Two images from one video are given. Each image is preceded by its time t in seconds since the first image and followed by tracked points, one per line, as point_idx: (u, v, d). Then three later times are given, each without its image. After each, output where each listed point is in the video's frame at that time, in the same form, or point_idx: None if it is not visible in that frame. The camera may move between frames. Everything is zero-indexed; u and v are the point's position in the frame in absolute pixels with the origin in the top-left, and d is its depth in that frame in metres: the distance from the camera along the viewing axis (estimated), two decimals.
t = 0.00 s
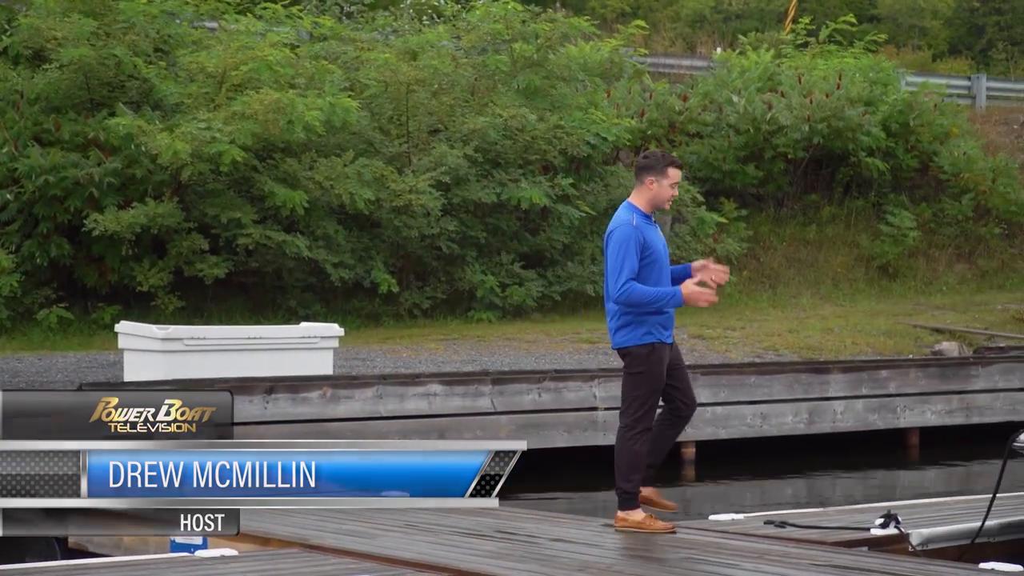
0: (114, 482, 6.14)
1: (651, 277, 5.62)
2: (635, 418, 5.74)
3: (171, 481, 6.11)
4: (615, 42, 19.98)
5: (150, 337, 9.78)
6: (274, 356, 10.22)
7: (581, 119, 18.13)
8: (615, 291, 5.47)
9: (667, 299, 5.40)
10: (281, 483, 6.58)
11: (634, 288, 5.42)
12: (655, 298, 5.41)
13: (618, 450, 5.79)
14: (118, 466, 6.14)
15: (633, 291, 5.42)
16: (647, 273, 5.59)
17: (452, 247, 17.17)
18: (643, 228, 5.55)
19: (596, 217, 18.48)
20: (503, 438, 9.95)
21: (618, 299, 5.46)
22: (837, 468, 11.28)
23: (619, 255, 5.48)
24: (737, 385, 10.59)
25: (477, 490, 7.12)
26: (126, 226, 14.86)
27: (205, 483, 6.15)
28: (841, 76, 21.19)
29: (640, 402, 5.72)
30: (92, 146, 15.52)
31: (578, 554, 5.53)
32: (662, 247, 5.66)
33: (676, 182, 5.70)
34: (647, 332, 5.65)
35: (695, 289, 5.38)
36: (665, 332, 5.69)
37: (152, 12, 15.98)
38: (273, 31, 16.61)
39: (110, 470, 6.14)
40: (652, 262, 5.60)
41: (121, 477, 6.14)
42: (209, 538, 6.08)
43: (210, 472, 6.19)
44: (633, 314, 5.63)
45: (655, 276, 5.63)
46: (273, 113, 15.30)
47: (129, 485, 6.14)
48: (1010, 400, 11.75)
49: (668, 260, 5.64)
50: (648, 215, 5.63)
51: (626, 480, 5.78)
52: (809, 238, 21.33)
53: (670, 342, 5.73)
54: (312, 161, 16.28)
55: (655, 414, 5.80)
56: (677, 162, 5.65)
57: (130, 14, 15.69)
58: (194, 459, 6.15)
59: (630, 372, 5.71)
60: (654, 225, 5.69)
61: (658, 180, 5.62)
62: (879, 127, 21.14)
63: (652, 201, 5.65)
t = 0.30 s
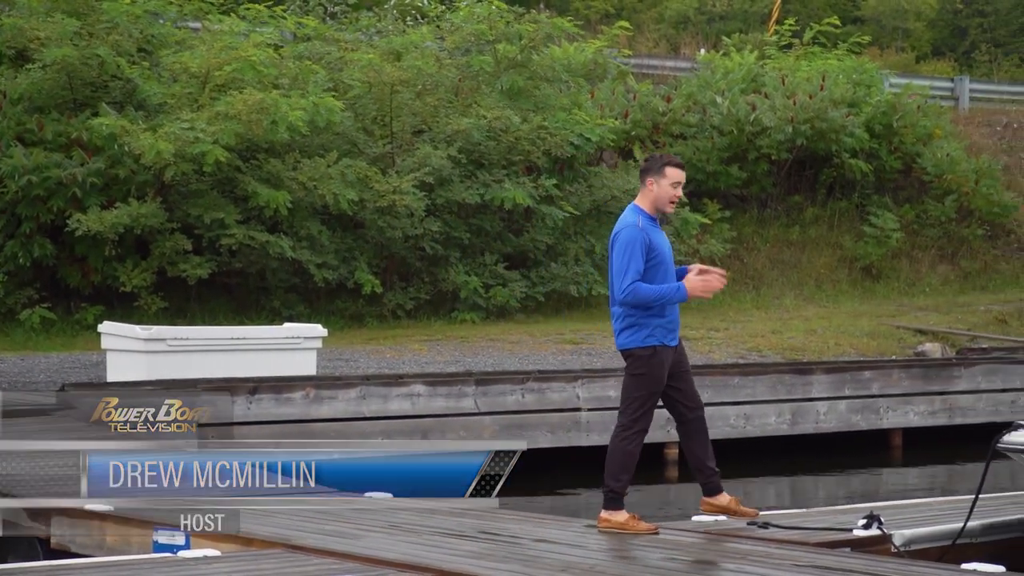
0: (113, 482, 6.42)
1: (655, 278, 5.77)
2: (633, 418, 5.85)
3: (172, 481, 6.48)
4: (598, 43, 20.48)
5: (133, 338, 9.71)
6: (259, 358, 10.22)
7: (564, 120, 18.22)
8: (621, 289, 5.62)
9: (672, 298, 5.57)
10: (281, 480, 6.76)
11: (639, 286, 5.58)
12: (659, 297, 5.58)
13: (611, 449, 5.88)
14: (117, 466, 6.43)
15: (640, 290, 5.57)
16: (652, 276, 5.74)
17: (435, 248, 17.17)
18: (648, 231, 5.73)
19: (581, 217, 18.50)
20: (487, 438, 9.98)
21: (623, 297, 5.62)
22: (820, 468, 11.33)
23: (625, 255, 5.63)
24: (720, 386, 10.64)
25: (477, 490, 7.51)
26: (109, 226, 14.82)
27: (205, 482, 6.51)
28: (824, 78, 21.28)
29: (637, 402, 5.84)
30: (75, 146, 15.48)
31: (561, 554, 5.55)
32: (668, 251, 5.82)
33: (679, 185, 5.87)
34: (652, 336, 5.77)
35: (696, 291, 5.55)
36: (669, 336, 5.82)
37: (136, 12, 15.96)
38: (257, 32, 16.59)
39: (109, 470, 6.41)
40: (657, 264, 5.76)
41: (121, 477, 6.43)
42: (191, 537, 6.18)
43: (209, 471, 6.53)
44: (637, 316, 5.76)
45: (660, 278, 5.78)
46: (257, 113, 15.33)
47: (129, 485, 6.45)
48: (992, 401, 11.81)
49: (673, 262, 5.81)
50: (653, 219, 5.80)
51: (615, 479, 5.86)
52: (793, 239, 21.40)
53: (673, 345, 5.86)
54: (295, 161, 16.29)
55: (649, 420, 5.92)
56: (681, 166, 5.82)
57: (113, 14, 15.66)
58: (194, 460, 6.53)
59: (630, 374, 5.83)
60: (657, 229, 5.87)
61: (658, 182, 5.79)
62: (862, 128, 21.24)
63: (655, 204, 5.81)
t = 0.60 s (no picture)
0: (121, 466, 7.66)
1: (653, 278, 5.73)
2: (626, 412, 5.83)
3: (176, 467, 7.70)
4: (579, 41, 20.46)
5: (114, 336, 9.76)
6: (240, 356, 10.21)
7: (545, 118, 18.24)
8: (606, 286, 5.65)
9: (652, 298, 5.53)
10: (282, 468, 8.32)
11: (622, 284, 5.58)
12: (642, 297, 5.56)
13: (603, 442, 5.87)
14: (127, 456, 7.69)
15: (620, 289, 5.58)
16: (648, 275, 5.71)
17: (417, 246, 17.17)
18: (645, 230, 5.71)
19: (562, 216, 18.53)
20: (468, 437, 10.02)
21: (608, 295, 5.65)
22: (800, 467, 11.40)
23: (615, 252, 5.66)
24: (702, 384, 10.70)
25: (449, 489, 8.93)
26: (90, 224, 14.77)
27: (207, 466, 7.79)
28: (806, 77, 21.48)
29: (632, 398, 5.81)
30: (56, 144, 15.41)
31: (543, 552, 5.58)
32: (671, 252, 5.77)
33: (684, 184, 5.78)
34: (645, 336, 5.74)
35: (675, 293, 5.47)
36: (667, 335, 5.76)
37: (117, 10, 15.94)
38: (238, 30, 16.55)
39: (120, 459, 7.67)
40: (655, 264, 5.72)
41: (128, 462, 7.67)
42: (173, 536, 6.13)
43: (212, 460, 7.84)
44: (632, 314, 5.75)
45: (659, 277, 5.73)
46: (238, 111, 15.25)
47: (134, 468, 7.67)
48: (972, 399, 11.86)
49: (674, 264, 5.74)
50: (655, 218, 5.77)
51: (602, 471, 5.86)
52: (775, 238, 21.45)
53: (672, 347, 5.78)
54: (276, 160, 16.27)
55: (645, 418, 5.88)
56: (684, 166, 5.74)
57: (95, 11, 15.62)
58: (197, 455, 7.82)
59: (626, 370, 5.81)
60: (665, 229, 5.82)
61: (657, 182, 5.74)
62: (843, 127, 21.36)
63: (659, 205, 5.77)
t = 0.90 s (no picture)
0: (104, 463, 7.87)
1: (658, 273, 5.81)
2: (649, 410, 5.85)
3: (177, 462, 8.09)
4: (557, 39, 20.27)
5: (91, 333, 9.73)
6: (216, 354, 10.21)
7: (523, 116, 18.29)
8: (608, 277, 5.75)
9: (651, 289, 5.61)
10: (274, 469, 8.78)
11: (623, 274, 5.67)
12: (641, 288, 5.64)
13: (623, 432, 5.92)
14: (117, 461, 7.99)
15: (620, 278, 5.67)
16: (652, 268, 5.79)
17: (394, 244, 17.18)
18: (653, 223, 5.80)
19: (540, 213, 18.58)
20: (446, 434, 10.05)
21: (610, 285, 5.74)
22: (777, 464, 11.49)
23: (620, 244, 5.76)
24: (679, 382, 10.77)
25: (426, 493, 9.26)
26: (66, 222, 14.71)
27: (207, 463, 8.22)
28: (782, 74, 21.53)
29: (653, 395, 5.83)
30: (32, 141, 15.33)
31: (521, 550, 5.62)
32: (679, 247, 5.84)
33: (696, 182, 5.86)
34: (648, 329, 5.80)
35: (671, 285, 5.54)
36: (672, 330, 5.80)
37: (94, 8, 15.90)
38: (215, 27, 16.51)
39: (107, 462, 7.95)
40: (660, 257, 5.79)
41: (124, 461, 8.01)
42: (150, 534, 6.13)
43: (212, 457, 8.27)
44: (636, 307, 5.83)
45: (663, 271, 5.80)
46: (215, 108, 15.21)
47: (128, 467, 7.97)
48: (949, 397, 11.94)
49: (680, 260, 5.80)
50: (666, 213, 5.85)
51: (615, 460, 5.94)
52: (751, 235, 21.61)
53: (678, 342, 5.82)
54: (254, 157, 16.23)
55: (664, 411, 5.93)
56: (699, 166, 5.80)
57: (72, 9, 15.58)
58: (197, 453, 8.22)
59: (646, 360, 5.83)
60: (676, 225, 5.89)
61: (670, 178, 5.83)
62: (820, 124, 21.45)
63: (670, 200, 5.85)
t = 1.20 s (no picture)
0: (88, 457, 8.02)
1: (658, 271, 5.92)
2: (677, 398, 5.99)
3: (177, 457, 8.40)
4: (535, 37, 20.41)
5: (69, 332, 9.77)
6: (194, 353, 10.24)
7: (501, 114, 18.33)
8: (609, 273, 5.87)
9: (652, 288, 5.73)
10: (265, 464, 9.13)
11: (624, 272, 5.79)
12: (641, 287, 5.77)
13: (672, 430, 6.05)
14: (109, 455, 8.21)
15: (622, 276, 5.78)
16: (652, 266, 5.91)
17: (372, 242, 17.18)
18: (655, 222, 5.91)
19: (518, 211, 18.63)
20: (425, 433, 10.09)
21: (611, 282, 5.86)
22: (755, 462, 11.57)
23: (622, 241, 5.87)
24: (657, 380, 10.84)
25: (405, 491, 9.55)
26: (44, 220, 14.67)
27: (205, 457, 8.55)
28: (761, 72, 21.50)
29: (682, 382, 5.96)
30: (9, 139, 15.27)
31: (499, 548, 5.67)
32: (679, 245, 5.96)
33: (696, 179, 5.95)
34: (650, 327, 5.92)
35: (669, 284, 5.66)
36: (675, 326, 5.94)
37: (72, 6, 15.87)
38: (193, 24, 16.48)
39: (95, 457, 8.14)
40: (662, 255, 5.91)
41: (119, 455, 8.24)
42: (127, 531, 6.15)
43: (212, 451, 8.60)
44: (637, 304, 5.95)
45: (663, 269, 5.92)
46: (193, 106, 15.18)
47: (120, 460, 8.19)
48: (928, 394, 12.08)
49: (680, 258, 5.92)
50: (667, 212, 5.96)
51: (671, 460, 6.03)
52: (730, 233, 21.74)
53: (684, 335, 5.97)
54: (232, 155, 16.19)
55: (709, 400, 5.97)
56: (699, 164, 5.90)
57: (49, 7, 15.55)
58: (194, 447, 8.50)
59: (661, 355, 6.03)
60: (676, 224, 6.01)
61: (671, 176, 5.93)
62: (799, 122, 21.49)
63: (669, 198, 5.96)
